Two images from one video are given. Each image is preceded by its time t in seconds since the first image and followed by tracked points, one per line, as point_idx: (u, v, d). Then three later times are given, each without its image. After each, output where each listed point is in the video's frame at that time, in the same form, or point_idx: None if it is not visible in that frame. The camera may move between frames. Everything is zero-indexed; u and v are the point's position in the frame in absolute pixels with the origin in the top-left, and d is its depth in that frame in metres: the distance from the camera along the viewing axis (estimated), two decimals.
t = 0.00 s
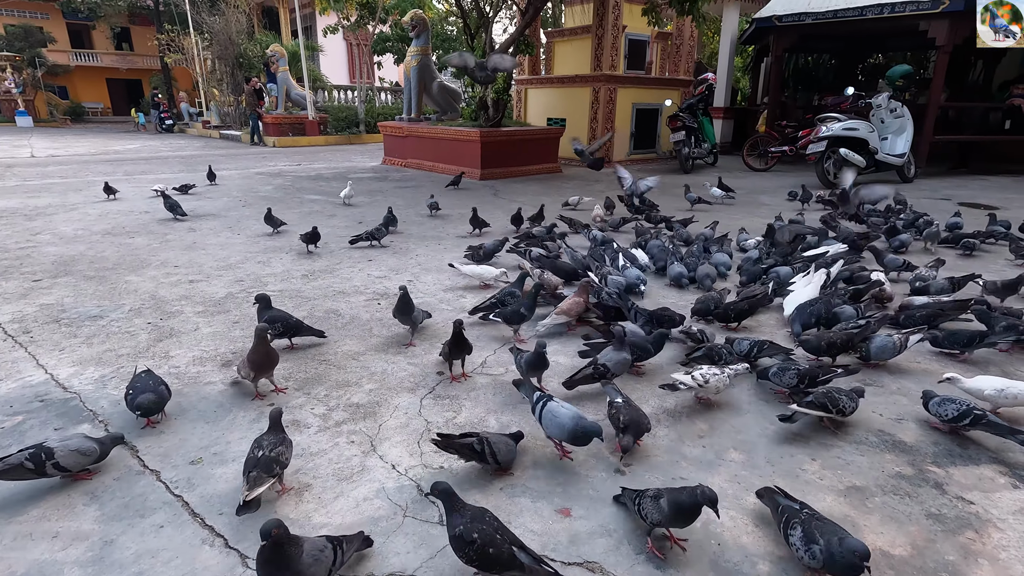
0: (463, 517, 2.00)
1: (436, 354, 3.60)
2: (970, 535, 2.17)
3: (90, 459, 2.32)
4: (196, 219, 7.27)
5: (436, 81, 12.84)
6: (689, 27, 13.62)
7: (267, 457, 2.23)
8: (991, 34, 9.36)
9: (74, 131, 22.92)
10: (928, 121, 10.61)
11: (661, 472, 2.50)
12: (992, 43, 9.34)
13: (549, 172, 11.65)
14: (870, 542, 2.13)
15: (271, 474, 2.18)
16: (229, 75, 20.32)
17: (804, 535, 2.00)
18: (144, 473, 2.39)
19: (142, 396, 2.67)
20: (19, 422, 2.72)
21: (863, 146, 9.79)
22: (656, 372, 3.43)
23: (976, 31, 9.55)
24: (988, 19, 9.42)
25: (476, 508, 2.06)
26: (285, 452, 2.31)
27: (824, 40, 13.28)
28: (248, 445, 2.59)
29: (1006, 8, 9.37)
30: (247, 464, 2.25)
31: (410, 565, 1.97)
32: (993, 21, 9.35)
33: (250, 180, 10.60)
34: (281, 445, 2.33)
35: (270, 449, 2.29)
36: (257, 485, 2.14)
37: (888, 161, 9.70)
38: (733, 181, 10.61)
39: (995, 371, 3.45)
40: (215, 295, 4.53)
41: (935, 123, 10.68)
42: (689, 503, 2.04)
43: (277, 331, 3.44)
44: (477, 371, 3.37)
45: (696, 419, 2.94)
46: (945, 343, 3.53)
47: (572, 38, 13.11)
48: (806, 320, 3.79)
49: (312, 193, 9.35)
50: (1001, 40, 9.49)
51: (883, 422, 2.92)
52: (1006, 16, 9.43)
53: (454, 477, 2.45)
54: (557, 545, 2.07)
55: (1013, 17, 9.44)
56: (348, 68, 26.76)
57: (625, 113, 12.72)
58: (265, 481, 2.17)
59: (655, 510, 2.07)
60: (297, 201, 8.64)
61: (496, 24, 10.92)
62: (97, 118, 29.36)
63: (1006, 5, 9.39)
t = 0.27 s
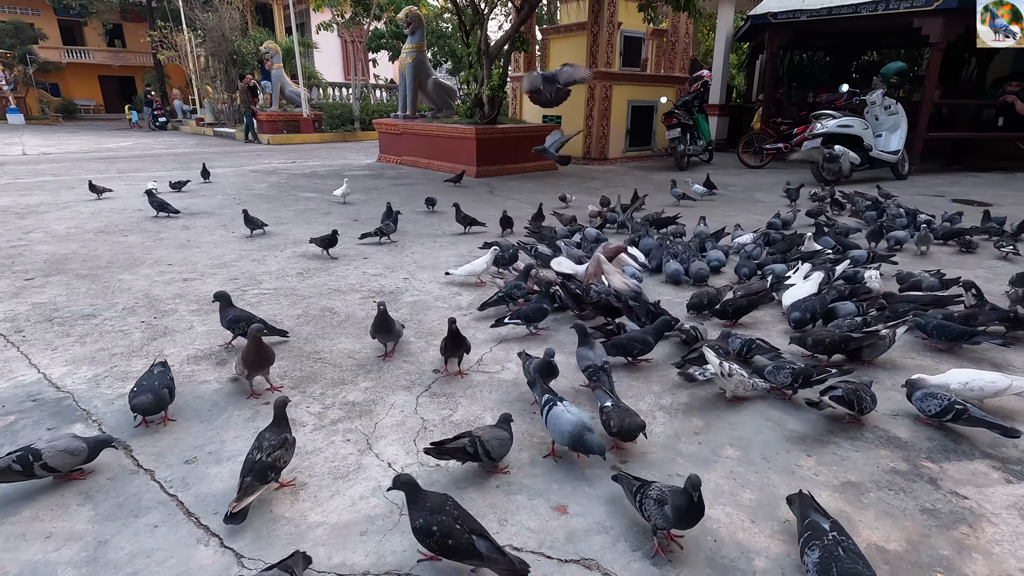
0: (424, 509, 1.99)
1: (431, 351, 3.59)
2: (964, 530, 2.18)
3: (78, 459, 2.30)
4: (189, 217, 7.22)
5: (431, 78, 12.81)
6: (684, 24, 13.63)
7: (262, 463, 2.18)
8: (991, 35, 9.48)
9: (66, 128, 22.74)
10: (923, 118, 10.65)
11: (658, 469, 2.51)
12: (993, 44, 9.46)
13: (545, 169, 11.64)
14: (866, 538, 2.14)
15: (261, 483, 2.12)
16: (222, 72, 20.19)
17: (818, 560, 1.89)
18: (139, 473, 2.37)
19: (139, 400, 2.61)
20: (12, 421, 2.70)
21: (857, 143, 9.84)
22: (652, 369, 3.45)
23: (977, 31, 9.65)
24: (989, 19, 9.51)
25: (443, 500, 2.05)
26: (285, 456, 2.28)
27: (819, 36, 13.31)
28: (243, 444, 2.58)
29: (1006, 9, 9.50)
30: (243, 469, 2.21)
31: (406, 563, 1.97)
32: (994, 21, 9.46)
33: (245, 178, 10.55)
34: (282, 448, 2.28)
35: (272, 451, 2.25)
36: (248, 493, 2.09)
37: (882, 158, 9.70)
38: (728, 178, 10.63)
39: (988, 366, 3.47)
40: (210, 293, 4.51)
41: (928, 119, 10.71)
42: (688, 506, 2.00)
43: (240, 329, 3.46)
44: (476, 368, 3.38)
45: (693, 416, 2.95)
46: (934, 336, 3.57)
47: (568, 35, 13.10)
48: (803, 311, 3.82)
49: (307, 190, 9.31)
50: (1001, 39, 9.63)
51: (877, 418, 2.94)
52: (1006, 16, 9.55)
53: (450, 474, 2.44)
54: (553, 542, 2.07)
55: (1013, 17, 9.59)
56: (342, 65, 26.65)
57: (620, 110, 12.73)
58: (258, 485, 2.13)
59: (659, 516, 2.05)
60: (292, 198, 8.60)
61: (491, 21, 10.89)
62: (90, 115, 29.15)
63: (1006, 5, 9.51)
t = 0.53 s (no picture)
0: (362, 501, 2.00)
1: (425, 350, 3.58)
2: (956, 524, 2.19)
3: (66, 466, 2.25)
4: (180, 216, 7.16)
5: (424, 76, 12.76)
6: (677, 21, 13.64)
7: (254, 463, 2.17)
8: (991, 35, 9.54)
9: (54, 126, 22.48)
10: (913, 115, 10.69)
11: (652, 466, 2.51)
12: (992, 43, 9.51)
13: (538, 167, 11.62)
14: (859, 533, 2.15)
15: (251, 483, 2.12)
16: (213, 70, 20.03)
17: (822, 558, 1.87)
18: (128, 475, 2.35)
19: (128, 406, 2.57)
20: None
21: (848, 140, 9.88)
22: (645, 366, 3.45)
23: (977, 31, 9.71)
24: (989, 19, 9.57)
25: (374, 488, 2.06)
26: (279, 458, 2.25)
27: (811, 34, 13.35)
28: (235, 444, 2.56)
29: (1005, 9, 9.56)
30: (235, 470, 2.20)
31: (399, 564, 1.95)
32: (993, 21, 9.53)
33: (236, 176, 10.47)
34: (276, 450, 2.25)
35: (265, 451, 2.23)
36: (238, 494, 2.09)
37: (872, 155, 9.74)
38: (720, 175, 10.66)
39: (978, 362, 3.48)
40: (201, 292, 4.47)
41: (919, 117, 10.78)
42: (660, 478, 2.06)
43: (194, 334, 3.31)
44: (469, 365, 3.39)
45: (687, 413, 2.95)
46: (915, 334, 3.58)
47: (561, 32, 13.08)
48: (796, 310, 3.86)
49: (300, 189, 9.26)
50: (1001, 40, 9.70)
51: (870, 414, 2.95)
52: (1006, 16, 9.62)
53: (445, 474, 2.43)
54: (548, 540, 2.07)
55: (1012, 17, 9.64)
56: (334, 62, 26.49)
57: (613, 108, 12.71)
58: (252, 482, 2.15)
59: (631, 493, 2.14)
60: (284, 197, 8.55)
61: (483, 18, 10.85)
62: (78, 113, 28.84)
63: (1006, 5, 9.58)
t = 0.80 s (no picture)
0: (256, 518, 1.89)
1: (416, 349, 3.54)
2: (947, 520, 2.19)
3: (49, 474, 2.20)
4: (168, 215, 7.07)
5: (415, 74, 12.70)
6: (668, 20, 13.66)
7: (228, 465, 2.15)
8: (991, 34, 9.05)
9: (40, 126, 22.18)
10: (901, 114, 10.77)
11: (644, 465, 2.49)
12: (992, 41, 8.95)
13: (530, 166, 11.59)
14: (851, 530, 2.14)
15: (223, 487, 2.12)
16: (202, 68, 19.84)
17: (811, 553, 1.88)
18: (112, 478, 2.30)
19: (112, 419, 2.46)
20: None
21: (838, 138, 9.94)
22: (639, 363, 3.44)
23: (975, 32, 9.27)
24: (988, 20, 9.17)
25: (265, 504, 1.96)
26: (254, 461, 2.21)
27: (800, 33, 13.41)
28: (222, 446, 2.52)
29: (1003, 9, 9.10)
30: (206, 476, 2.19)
31: (389, 566, 1.92)
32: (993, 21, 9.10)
33: (225, 176, 10.36)
34: (252, 452, 2.21)
35: (241, 453, 2.19)
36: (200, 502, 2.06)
37: (862, 154, 9.89)
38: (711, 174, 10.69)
39: (968, 358, 3.49)
40: (188, 293, 4.41)
41: (907, 115, 10.84)
42: (671, 499, 2.00)
43: (143, 337, 3.22)
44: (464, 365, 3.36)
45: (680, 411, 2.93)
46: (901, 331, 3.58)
47: (552, 31, 13.06)
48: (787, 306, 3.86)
49: (290, 188, 9.18)
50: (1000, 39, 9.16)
51: (861, 411, 2.95)
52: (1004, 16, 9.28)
53: (436, 474, 2.40)
54: (539, 541, 2.04)
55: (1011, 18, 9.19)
56: (325, 61, 26.31)
57: (605, 107, 12.71)
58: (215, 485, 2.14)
59: (637, 505, 2.04)
60: (273, 196, 8.47)
61: (474, 16, 10.80)
62: (65, 112, 28.48)
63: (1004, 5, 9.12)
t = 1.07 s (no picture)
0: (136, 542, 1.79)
1: (405, 352, 3.50)
2: (939, 522, 2.17)
3: (25, 482, 2.15)
4: (156, 217, 7.00)
5: (407, 75, 12.65)
6: (660, 20, 13.67)
7: (192, 471, 2.10)
8: (991, 34, 8.53)
9: (28, 127, 21.97)
10: (892, 113, 10.83)
11: (636, 468, 2.46)
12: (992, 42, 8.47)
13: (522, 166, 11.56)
14: (843, 533, 2.12)
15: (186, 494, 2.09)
16: (193, 68, 19.71)
17: (797, 556, 1.87)
18: (91, 486, 2.25)
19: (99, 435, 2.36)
20: None
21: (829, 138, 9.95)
22: (630, 364, 3.42)
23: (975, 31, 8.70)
24: (988, 19, 8.60)
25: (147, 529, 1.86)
26: (221, 473, 2.13)
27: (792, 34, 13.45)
28: (205, 453, 2.47)
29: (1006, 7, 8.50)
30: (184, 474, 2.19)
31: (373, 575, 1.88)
32: (993, 21, 8.54)
33: (215, 176, 10.28)
34: (220, 464, 2.13)
35: (210, 462, 2.13)
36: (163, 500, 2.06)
37: (853, 153, 9.98)
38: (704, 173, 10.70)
39: (959, 357, 3.48)
40: (175, 295, 4.35)
41: (897, 115, 10.89)
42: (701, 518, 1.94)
43: (78, 355, 3.03)
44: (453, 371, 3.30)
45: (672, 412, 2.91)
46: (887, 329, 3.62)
47: (544, 31, 13.05)
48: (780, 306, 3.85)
49: (280, 189, 9.11)
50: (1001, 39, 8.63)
51: (853, 411, 2.94)
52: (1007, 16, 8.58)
53: (423, 479, 2.36)
54: (528, 548, 2.01)
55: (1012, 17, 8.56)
56: (317, 61, 26.22)
57: (597, 107, 12.69)
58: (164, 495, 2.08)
59: (671, 533, 1.93)
60: (263, 197, 8.40)
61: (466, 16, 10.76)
62: (54, 113, 28.22)
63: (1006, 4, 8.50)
